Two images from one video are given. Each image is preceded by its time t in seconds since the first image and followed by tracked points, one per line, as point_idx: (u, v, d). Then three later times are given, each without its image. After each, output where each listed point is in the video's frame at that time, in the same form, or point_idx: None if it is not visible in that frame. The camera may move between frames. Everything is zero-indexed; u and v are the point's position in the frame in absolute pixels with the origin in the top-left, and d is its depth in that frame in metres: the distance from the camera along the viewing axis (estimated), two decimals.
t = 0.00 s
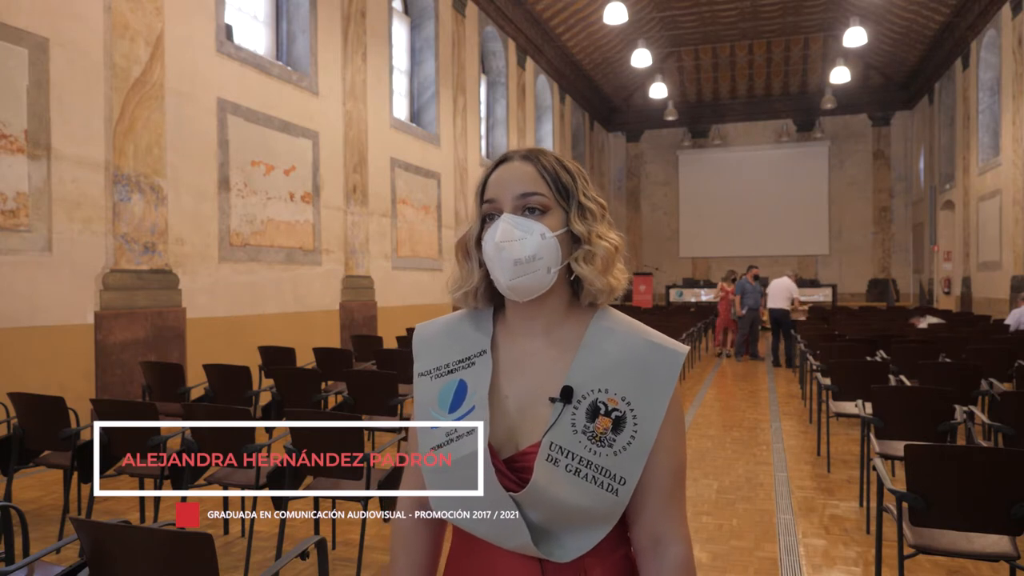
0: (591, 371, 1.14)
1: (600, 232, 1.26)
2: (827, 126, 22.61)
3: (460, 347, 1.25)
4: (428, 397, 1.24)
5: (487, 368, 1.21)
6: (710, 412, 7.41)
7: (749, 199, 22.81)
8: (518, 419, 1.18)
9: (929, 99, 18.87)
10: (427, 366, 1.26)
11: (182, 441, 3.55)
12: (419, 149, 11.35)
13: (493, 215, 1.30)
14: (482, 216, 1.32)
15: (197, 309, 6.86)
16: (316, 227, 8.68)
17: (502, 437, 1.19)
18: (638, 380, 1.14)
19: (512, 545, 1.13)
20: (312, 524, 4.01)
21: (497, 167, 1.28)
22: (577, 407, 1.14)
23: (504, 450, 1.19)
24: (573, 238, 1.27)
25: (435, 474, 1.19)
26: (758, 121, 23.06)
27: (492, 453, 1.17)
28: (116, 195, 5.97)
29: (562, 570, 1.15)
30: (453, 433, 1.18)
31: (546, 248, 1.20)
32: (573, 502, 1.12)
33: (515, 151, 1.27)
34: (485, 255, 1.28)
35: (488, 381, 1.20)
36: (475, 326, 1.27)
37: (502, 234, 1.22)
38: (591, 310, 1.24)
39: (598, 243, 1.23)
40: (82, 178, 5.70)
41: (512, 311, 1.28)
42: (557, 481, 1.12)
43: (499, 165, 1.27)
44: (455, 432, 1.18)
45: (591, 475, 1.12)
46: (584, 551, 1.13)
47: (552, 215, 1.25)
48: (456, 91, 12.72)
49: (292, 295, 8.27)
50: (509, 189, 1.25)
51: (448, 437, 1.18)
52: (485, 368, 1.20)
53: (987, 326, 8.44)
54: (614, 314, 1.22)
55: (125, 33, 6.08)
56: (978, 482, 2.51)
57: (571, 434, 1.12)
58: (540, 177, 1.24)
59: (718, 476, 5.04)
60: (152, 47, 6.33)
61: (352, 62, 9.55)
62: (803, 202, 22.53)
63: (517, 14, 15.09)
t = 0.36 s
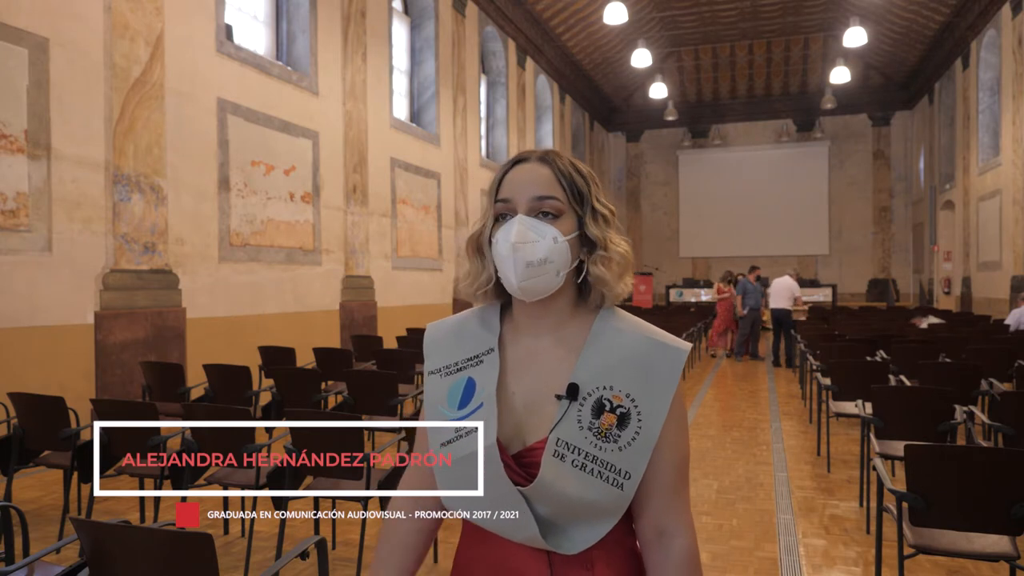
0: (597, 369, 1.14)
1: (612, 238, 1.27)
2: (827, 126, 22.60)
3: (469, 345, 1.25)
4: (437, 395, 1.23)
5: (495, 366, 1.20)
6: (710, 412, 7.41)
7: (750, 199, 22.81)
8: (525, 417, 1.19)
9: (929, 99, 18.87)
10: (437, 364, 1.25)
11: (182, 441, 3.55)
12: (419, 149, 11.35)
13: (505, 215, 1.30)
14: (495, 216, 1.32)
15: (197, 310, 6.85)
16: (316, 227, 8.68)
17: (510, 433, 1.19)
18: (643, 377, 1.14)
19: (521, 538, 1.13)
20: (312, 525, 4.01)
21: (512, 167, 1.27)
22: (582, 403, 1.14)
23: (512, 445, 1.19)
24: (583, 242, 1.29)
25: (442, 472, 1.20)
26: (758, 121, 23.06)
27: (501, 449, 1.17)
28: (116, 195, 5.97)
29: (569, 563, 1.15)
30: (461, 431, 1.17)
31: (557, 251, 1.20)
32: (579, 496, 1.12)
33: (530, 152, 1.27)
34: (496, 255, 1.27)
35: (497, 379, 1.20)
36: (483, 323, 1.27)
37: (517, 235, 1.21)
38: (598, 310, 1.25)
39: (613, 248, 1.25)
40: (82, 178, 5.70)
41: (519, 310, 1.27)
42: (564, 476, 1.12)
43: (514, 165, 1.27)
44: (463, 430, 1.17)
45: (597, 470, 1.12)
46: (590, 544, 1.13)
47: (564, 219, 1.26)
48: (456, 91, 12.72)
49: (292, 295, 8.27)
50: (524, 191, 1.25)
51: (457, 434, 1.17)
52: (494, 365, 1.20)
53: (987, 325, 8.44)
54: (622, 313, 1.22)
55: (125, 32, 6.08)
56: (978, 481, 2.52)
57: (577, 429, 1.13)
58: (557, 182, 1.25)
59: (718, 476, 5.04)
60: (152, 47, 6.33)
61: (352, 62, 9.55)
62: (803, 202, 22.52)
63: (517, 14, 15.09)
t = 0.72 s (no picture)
0: (605, 369, 1.15)
1: (607, 231, 1.25)
2: (827, 126, 22.60)
3: (478, 344, 1.25)
4: (446, 394, 1.24)
5: (503, 365, 1.20)
6: (710, 412, 7.41)
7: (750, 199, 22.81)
8: (534, 415, 1.19)
9: (929, 99, 18.87)
10: (446, 362, 1.26)
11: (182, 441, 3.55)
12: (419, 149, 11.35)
13: (503, 223, 1.31)
14: (493, 227, 1.33)
15: (197, 309, 6.85)
16: (316, 227, 8.68)
17: (520, 430, 1.19)
18: (651, 378, 1.14)
19: (528, 532, 1.14)
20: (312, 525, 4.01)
21: (504, 174, 1.28)
22: (592, 403, 1.14)
23: (522, 441, 1.19)
24: (581, 239, 1.27)
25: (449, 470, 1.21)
26: (758, 121, 23.06)
27: (511, 445, 1.17)
28: (116, 195, 5.97)
29: (577, 559, 1.15)
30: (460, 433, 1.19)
31: (555, 252, 1.20)
32: (587, 492, 1.12)
33: (521, 157, 1.28)
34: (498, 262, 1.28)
35: (505, 377, 1.20)
36: (491, 323, 1.27)
37: (511, 243, 1.22)
38: (603, 309, 1.24)
39: (603, 243, 1.22)
40: (82, 178, 5.70)
41: (527, 310, 1.27)
42: (574, 472, 1.12)
43: (505, 173, 1.27)
44: (472, 428, 1.18)
45: (605, 467, 1.13)
46: (599, 539, 1.14)
47: (559, 219, 1.25)
48: (456, 91, 12.71)
49: (292, 295, 8.27)
50: (516, 197, 1.26)
51: (466, 431, 1.18)
52: (502, 364, 1.20)
53: (987, 325, 8.44)
54: (625, 313, 1.22)
55: (125, 32, 6.08)
56: (979, 481, 2.51)
57: (587, 428, 1.13)
58: (547, 183, 1.24)
59: (718, 476, 5.04)
60: (152, 47, 6.33)
61: (352, 62, 9.55)
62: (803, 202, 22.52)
63: (517, 14, 15.09)
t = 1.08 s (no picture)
0: (611, 368, 1.15)
1: (617, 235, 1.26)
2: (827, 126, 22.60)
3: (484, 343, 1.23)
4: (451, 392, 1.23)
5: (510, 363, 1.19)
6: (709, 412, 7.41)
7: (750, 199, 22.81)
8: (540, 414, 1.18)
9: (929, 99, 18.88)
10: (452, 361, 1.24)
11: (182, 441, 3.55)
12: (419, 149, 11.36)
13: (514, 225, 1.30)
14: (504, 227, 1.32)
15: (197, 309, 6.85)
16: (316, 227, 8.68)
17: (525, 428, 1.19)
18: (656, 377, 1.14)
19: (534, 528, 1.13)
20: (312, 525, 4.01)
21: (517, 176, 1.28)
22: (598, 402, 1.14)
23: (528, 439, 1.19)
24: (591, 241, 1.27)
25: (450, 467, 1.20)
26: (758, 121, 23.07)
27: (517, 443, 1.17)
28: (116, 196, 5.97)
29: (580, 555, 1.15)
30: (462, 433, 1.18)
31: (568, 255, 1.20)
32: (592, 490, 1.12)
33: (533, 160, 1.28)
34: (508, 263, 1.27)
35: (512, 376, 1.19)
36: (497, 322, 1.26)
37: (526, 245, 1.21)
38: (609, 311, 1.25)
39: (617, 246, 1.24)
40: (82, 178, 5.70)
41: (533, 309, 1.27)
42: (581, 470, 1.12)
43: (518, 174, 1.27)
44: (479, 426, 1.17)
45: (610, 465, 1.13)
46: (604, 535, 1.14)
47: (571, 222, 1.26)
48: (456, 91, 12.71)
49: (292, 295, 8.27)
50: (530, 198, 1.26)
51: (472, 430, 1.17)
52: (509, 363, 1.19)
53: (987, 325, 8.44)
54: (630, 316, 1.22)
55: (125, 32, 6.08)
56: (978, 481, 2.52)
57: (593, 426, 1.13)
58: (560, 187, 1.24)
59: (718, 476, 5.04)
60: (152, 47, 6.33)
61: (352, 62, 9.55)
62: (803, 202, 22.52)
63: (517, 13, 15.08)
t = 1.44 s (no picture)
0: (611, 369, 1.15)
1: (616, 233, 1.26)
2: (827, 126, 22.60)
3: (483, 343, 1.23)
4: (450, 393, 1.23)
5: (509, 364, 1.19)
6: (709, 412, 7.40)
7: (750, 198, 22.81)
8: (540, 414, 1.18)
9: (929, 99, 18.89)
10: (450, 362, 1.24)
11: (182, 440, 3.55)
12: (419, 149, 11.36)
13: (512, 222, 1.31)
14: (501, 225, 1.32)
15: (197, 309, 6.85)
16: (316, 227, 8.68)
17: (526, 429, 1.19)
18: (655, 377, 1.15)
19: (535, 530, 1.13)
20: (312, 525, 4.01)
21: (514, 175, 1.28)
22: (599, 403, 1.14)
23: (528, 440, 1.19)
24: (589, 240, 1.27)
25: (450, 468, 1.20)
26: (758, 121, 23.06)
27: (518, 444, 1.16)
28: (116, 196, 5.97)
29: (582, 555, 1.15)
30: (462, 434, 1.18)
31: (563, 252, 1.20)
32: (593, 491, 1.12)
33: (531, 159, 1.27)
34: (506, 261, 1.27)
35: (511, 377, 1.19)
36: (495, 323, 1.26)
37: (521, 241, 1.21)
38: (608, 310, 1.25)
39: (614, 244, 1.24)
40: (82, 178, 5.70)
41: (531, 308, 1.27)
42: (582, 470, 1.12)
43: (516, 173, 1.27)
44: (479, 426, 1.16)
45: (611, 466, 1.13)
46: (606, 534, 1.14)
47: (568, 220, 1.26)
48: (456, 91, 12.71)
49: (292, 295, 8.27)
50: (527, 196, 1.26)
51: (472, 431, 1.17)
52: (508, 364, 1.19)
53: (987, 325, 8.44)
54: (628, 316, 1.22)
55: (125, 32, 6.08)
56: (978, 480, 2.52)
57: (594, 427, 1.13)
58: (558, 185, 1.25)
59: (718, 476, 5.04)
60: (152, 47, 6.33)
61: (352, 62, 9.55)
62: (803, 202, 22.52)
63: (517, 13, 15.08)
